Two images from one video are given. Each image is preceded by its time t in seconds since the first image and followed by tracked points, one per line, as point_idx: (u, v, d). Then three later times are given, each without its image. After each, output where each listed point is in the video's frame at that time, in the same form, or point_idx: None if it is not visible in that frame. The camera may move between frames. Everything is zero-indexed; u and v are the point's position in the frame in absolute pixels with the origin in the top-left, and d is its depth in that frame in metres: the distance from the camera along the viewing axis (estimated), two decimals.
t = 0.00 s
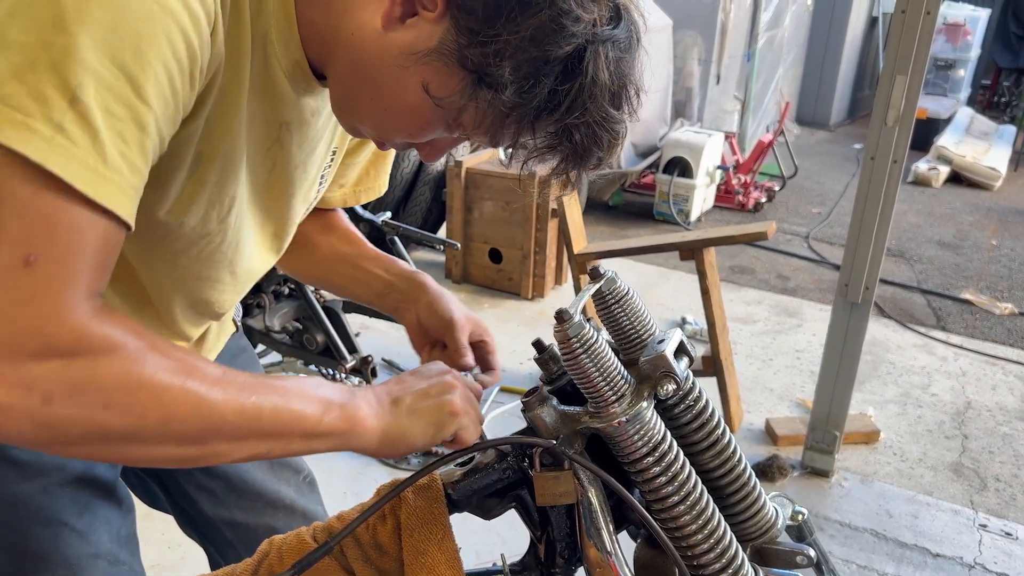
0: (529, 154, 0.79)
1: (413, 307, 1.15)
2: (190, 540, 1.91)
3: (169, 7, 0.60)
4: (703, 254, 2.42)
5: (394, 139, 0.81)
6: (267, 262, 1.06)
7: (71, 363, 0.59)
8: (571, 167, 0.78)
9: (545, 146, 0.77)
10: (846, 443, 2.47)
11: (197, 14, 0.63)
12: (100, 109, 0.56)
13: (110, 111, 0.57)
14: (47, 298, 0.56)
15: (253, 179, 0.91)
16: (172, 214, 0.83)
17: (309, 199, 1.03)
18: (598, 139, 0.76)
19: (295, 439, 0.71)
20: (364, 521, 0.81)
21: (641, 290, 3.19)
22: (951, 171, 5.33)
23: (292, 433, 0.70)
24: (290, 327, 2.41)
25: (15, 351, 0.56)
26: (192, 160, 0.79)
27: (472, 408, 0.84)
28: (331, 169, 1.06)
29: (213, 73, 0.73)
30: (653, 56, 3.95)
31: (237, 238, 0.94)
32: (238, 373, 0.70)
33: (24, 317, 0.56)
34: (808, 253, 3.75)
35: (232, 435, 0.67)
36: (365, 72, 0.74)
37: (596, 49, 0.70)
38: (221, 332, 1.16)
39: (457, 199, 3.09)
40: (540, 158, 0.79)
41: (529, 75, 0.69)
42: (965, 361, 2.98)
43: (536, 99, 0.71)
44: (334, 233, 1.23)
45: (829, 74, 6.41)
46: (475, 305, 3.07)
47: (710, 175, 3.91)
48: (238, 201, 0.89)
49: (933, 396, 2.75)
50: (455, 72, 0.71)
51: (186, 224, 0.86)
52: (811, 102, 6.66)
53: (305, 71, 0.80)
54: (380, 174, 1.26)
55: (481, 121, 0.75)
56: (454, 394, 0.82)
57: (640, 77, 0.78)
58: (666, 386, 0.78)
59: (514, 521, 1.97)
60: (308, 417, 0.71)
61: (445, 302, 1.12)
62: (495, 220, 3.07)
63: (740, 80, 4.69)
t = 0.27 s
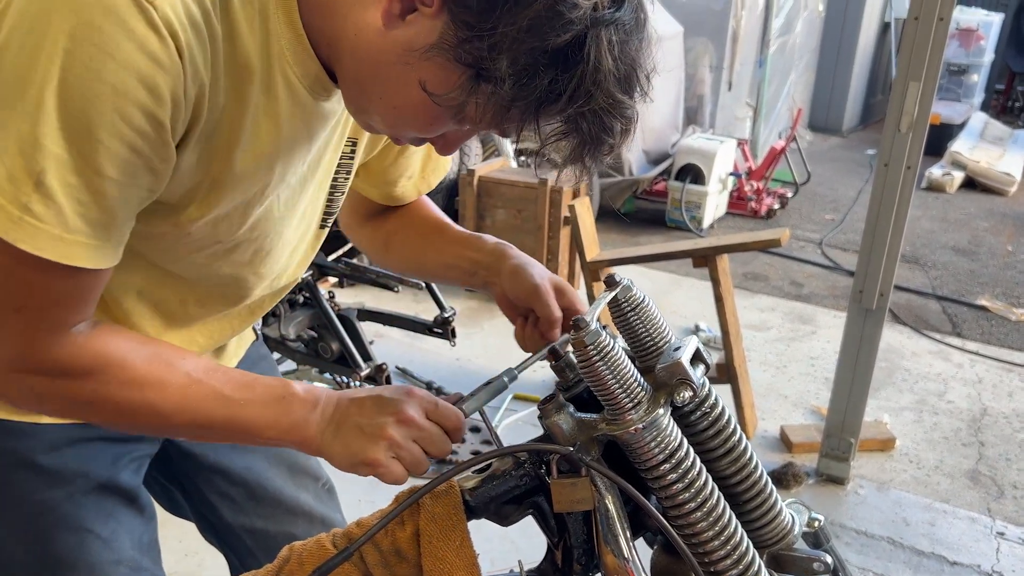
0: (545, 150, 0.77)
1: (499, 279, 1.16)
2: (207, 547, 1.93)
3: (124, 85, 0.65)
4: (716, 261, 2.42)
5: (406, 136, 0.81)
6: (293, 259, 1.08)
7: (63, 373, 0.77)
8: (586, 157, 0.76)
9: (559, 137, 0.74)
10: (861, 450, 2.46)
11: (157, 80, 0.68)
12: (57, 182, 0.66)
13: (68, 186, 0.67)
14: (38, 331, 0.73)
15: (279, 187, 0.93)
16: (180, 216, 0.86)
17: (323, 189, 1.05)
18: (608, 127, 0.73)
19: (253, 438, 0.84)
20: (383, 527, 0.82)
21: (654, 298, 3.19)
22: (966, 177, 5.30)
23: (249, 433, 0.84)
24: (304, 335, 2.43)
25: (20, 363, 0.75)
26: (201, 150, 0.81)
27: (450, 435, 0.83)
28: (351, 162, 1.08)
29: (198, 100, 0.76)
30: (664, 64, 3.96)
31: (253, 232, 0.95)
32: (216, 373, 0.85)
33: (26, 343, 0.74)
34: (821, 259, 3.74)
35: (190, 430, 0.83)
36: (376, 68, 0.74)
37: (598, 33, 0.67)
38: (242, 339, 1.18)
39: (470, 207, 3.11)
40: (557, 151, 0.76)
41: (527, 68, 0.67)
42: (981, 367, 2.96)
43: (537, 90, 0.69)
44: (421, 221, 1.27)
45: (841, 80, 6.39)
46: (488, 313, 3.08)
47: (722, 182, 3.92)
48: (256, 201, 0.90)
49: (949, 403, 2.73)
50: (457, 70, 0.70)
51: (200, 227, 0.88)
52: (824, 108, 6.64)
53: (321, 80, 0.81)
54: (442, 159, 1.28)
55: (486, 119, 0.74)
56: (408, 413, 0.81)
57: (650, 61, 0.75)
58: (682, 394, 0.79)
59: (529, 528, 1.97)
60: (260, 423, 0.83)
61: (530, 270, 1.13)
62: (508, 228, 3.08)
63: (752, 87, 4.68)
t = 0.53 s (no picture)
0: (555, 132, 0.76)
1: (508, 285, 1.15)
2: (221, 553, 1.94)
3: (134, 88, 0.67)
4: (728, 267, 2.42)
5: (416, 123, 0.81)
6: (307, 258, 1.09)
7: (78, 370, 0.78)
8: (595, 139, 0.75)
9: (567, 115, 0.74)
10: (875, 457, 2.45)
11: (167, 82, 0.69)
12: (74, 185, 0.67)
13: (87, 188, 0.68)
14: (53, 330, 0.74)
15: (291, 177, 0.93)
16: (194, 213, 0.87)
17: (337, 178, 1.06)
18: (616, 105, 0.72)
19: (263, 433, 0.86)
20: (398, 532, 0.82)
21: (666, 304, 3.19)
22: (980, 183, 5.27)
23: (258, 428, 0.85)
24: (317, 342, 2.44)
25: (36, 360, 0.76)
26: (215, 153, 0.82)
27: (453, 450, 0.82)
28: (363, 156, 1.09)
29: (206, 104, 0.76)
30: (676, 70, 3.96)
31: (259, 231, 0.98)
32: (228, 370, 0.86)
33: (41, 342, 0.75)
34: (834, 265, 3.73)
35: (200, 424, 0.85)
36: (385, 47, 0.74)
37: (599, 8, 0.67)
38: (260, 341, 1.20)
39: (481, 214, 3.12)
40: (565, 131, 0.76)
41: (528, 41, 0.67)
42: (996, 374, 2.94)
43: (537, 64, 0.68)
44: (435, 224, 1.28)
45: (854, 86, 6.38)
46: (500, 319, 3.08)
47: (734, 188, 3.91)
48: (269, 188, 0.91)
49: (964, 410, 2.72)
50: (457, 44, 0.70)
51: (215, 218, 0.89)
52: (836, 114, 6.62)
53: (333, 74, 0.83)
54: (457, 154, 1.28)
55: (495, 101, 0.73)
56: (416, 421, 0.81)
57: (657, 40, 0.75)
58: (696, 401, 0.79)
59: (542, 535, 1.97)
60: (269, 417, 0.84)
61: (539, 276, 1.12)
62: (520, 235, 3.09)
63: (764, 93, 4.68)
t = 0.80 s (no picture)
0: (567, 132, 0.78)
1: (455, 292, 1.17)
2: (231, 557, 1.94)
3: (179, 41, 0.65)
4: (739, 271, 2.41)
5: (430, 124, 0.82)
6: (321, 265, 1.08)
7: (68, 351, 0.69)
8: (606, 141, 0.77)
9: (580, 117, 0.75)
10: (886, 463, 2.44)
11: (208, 47, 0.68)
12: (104, 137, 0.63)
13: (114, 141, 0.64)
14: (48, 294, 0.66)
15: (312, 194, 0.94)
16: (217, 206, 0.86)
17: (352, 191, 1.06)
18: (630, 109, 0.74)
19: (272, 415, 0.79)
20: (407, 536, 0.82)
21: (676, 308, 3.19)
22: (992, 187, 5.24)
23: (269, 409, 0.78)
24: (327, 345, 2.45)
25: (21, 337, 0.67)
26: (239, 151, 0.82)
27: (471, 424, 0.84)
28: (377, 163, 1.10)
29: (241, 80, 0.76)
30: (686, 74, 3.96)
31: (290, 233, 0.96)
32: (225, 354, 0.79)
33: (26, 316, 0.66)
34: (845, 270, 3.71)
35: (203, 412, 0.76)
36: (404, 46, 0.74)
37: (621, 11, 0.68)
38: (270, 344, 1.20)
39: (490, 217, 3.12)
40: (577, 132, 0.77)
41: (551, 39, 0.68)
42: (1009, 380, 2.92)
43: (558, 62, 0.69)
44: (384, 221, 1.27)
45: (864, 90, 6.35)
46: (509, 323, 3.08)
47: (745, 193, 3.90)
48: (287, 201, 0.91)
49: (976, 415, 2.70)
50: (482, 40, 0.70)
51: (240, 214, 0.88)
52: (846, 118, 6.60)
53: (355, 72, 0.83)
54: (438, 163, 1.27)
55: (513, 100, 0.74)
56: (443, 396, 0.82)
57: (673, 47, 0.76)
58: (706, 405, 0.78)
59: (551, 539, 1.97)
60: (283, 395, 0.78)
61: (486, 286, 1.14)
62: (529, 239, 3.09)
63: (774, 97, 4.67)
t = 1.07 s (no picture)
0: (565, 149, 0.79)
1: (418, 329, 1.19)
2: (237, 558, 1.94)
3: None
4: (746, 274, 2.40)
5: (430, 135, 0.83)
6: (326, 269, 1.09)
7: (213, 301, 0.58)
8: (603, 160, 0.78)
9: (579, 137, 0.77)
10: (894, 467, 2.43)
11: (275, 6, 0.68)
12: (203, 69, 0.60)
13: (212, 72, 0.60)
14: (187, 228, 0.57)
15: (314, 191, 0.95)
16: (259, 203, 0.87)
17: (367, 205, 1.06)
18: (629, 131, 0.76)
19: (417, 385, 0.68)
20: (414, 538, 0.82)
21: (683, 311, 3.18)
22: (1000, 191, 5.22)
23: (414, 380, 0.68)
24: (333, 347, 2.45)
25: (158, 285, 0.56)
26: (270, 159, 0.84)
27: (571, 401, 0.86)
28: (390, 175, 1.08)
29: (282, 75, 0.76)
30: (693, 77, 3.95)
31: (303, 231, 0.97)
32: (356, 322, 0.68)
33: (163, 241, 0.56)
34: (852, 273, 3.70)
35: (363, 379, 0.65)
36: (410, 59, 0.74)
37: (628, 35, 0.70)
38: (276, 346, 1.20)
39: (497, 220, 3.12)
40: (576, 150, 0.79)
41: (560, 55, 0.68)
42: (1018, 384, 2.91)
43: (566, 78, 0.70)
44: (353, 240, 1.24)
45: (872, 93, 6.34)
46: (515, 325, 3.08)
47: (752, 196, 3.89)
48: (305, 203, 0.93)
49: (985, 420, 2.68)
50: (492, 53, 0.70)
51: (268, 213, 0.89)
52: (853, 121, 6.58)
53: (364, 79, 0.83)
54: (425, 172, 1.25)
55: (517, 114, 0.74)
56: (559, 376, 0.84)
57: (672, 73, 0.78)
58: (715, 408, 0.78)
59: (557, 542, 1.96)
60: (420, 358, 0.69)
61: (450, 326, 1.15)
62: (536, 241, 3.09)
63: (781, 100, 4.66)
